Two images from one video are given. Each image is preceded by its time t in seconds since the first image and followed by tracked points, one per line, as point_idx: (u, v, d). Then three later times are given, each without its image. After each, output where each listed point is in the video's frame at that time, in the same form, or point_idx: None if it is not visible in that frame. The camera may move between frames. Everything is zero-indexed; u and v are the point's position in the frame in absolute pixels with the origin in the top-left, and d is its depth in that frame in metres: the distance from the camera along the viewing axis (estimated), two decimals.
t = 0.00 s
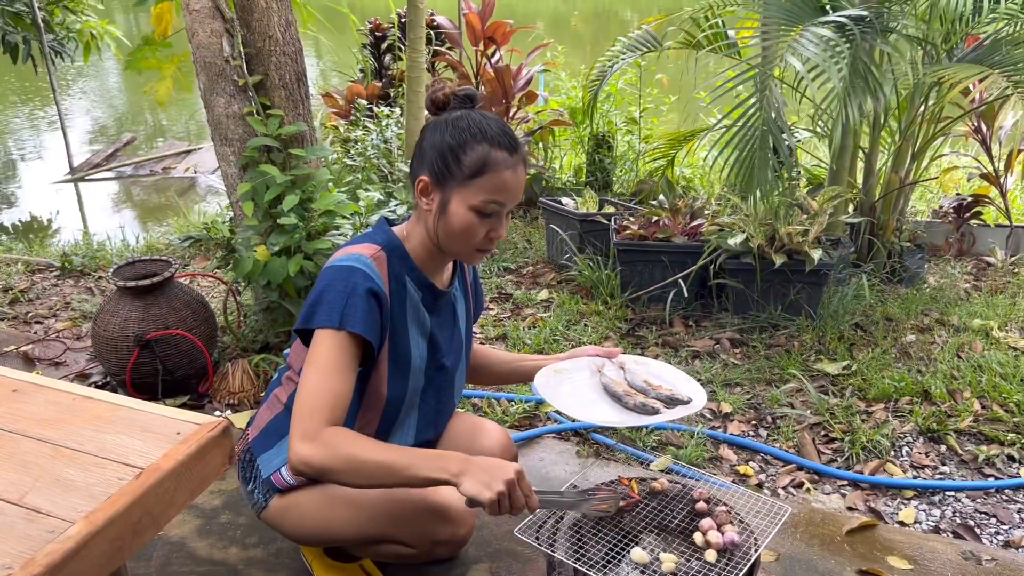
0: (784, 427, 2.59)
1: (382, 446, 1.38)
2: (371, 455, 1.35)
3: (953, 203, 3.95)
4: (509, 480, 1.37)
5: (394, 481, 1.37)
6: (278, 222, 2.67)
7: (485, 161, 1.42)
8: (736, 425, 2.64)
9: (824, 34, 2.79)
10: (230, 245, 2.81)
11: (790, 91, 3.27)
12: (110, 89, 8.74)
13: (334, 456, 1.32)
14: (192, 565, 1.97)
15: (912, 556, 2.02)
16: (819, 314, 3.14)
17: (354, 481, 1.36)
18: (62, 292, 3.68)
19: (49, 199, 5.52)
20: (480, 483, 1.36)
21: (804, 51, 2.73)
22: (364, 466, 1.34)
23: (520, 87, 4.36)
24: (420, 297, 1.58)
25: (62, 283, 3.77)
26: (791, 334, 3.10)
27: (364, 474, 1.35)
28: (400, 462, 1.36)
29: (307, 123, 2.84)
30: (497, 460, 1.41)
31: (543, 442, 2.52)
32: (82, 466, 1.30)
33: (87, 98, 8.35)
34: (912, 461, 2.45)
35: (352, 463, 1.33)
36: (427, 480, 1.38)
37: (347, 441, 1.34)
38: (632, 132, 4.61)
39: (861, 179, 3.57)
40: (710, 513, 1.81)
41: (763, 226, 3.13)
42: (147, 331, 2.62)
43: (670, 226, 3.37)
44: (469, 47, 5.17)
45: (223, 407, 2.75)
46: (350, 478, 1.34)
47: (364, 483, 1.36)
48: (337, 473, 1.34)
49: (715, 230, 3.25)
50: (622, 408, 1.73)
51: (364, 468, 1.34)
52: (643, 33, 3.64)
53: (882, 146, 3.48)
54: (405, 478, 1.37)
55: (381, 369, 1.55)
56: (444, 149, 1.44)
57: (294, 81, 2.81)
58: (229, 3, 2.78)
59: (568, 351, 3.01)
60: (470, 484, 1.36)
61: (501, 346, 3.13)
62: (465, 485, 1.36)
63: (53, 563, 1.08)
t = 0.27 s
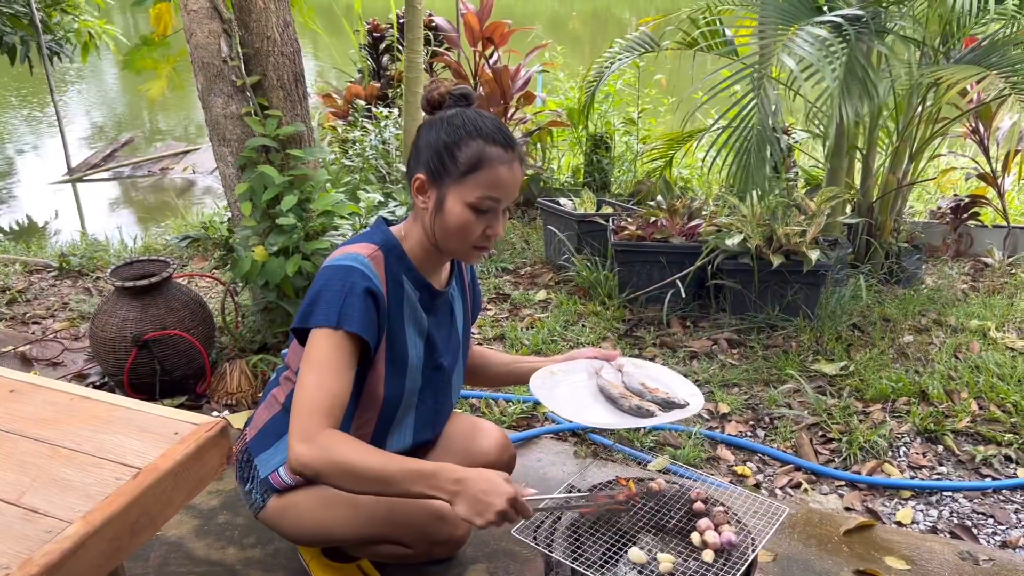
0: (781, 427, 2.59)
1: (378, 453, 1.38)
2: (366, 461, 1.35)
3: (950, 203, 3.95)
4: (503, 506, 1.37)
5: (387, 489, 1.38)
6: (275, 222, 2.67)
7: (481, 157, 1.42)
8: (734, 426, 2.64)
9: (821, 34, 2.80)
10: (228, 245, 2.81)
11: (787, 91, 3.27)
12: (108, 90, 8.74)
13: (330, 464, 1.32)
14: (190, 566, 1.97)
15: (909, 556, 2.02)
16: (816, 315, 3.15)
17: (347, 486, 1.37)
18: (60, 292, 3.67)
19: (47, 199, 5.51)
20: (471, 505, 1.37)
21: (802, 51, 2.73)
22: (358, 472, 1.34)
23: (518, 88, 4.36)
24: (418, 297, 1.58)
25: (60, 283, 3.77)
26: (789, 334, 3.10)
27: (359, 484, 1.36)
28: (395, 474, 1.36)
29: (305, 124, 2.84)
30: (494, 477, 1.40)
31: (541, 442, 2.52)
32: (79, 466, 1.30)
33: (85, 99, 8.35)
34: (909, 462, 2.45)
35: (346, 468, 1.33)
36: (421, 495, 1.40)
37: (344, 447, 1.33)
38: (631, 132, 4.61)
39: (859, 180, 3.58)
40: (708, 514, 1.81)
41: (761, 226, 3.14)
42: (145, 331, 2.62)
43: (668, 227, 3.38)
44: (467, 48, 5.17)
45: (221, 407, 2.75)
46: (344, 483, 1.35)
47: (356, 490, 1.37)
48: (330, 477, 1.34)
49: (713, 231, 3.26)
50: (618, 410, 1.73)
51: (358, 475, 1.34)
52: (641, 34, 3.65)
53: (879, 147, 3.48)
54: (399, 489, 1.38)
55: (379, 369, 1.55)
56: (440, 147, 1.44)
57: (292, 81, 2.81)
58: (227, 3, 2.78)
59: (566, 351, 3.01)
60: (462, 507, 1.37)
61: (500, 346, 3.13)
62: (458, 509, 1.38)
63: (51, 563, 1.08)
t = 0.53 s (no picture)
0: (780, 428, 2.59)
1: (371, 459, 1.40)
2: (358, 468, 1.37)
3: (950, 204, 3.95)
4: (491, 520, 1.41)
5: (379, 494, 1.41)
6: (275, 223, 2.67)
7: (475, 152, 1.43)
8: (733, 426, 2.64)
9: (820, 36, 2.80)
10: (227, 245, 2.81)
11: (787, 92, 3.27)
12: (108, 90, 8.74)
13: (324, 473, 1.35)
14: (188, 566, 1.97)
15: (908, 557, 2.02)
16: (816, 315, 3.14)
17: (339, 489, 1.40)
18: (59, 292, 3.67)
19: (46, 199, 5.51)
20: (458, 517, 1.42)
21: (801, 53, 2.73)
22: (349, 480, 1.37)
23: (517, 88, 4.36)
24: (417, 298, 1.58)
25: (59, 284, 3.77)
26: (788, 335, 3.10)
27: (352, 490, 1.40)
28: (386, 484, 1.39)
29: (304, 124, 2.84)
30: (485, 488, 1.42)
31: (540, 443, 2.52)
32: (78, 467, 1.30)
33: (84, 99, 8.35)
34: (908, 463, 2.45)
35: (338, 475, 1.36)
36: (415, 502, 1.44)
37: (338, 456, 1.35)
38: (630, 133, 4.61)
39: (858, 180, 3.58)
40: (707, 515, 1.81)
41: (760, 227, 3.14)
42: (144, 332, 2.62)
43: (668, 228, 3.38)
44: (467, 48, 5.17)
45: (220, 407, 2.74)
46: (336, 488, 1.39)
47: (348, 492, 1.41)
48: (323, 481, 1.38)
49: (713, 231, 3.26)
50: (614, 415, 1.72)
51: (349, 482, 1.37)
52: (640, 34, 3.65)
53: (878, 148, 3.48)
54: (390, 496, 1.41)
55: (377, 371, 1.55)
56: (434, 144, 1.45)
57: (292, 81, 2.81)
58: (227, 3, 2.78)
59: (565, 352, 3.01)
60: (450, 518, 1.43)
61: (499, 346, 3.13)
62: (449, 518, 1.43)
63: (50, 564, 1.08)
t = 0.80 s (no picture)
0: (781, 428, 2.59)
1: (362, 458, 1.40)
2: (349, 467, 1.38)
3: (950, 204, 3.95)
4: (478, 506, 1.46)
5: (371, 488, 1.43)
6: (275, 222, 2.67)
7: (464, 140, 1.45)
8: (733, 427, 2.64)
9: (823, 36, 2.79)
10: (227, 245, 2.81)
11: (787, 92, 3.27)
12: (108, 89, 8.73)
13: (314, 470, 1.38)
14: (188, 566, 1.97)
15: (908, 558, 2.02)
16: (816, 315, 3.14)
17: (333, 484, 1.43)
18: (58, 292, 3.67)
19: (46, 199, 5.51)
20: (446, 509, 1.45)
21: (806, 54, 2.72)
22: (339, 478, 1.39)
23: (518, 88, 4.36)
24: (418, 299, 1.57)
25: (58, 283, 3.77)
26: (788, 335, 3.10)
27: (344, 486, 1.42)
28: (375, 481, 1.41)
29: (304, 123, 2.83)
30: (469, 477, 1.45)
31: (540, 443, 2.52)
32: (77, 467, 1.29)
33: (84, 98, 8.34)
34: (909, 463, 2.44)
35: (328, 473, 1.38)
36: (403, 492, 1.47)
37: (326, 454, 1.37)
38: (631, 132, 4.61)
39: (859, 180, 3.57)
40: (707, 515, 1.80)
41: (760, 227, 3.13)
42: (144, 331, 2.62)
43: (668, 227, 3.38)
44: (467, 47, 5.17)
45: (219, 407, 2.74)
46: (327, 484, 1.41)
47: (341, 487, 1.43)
48: (315, 478, 1.40)
49: (713, 231, 3.25)
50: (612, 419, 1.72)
51: (340, 479, 1.39)
52: (641, 33, 3.64)
53: (879, 148, 3.48)
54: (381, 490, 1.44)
55: (376, 370, 1.54)
56: (426, 139, 1.49)
57: (292, 81, 2.81)
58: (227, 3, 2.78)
59: (565, 352, 3.01)
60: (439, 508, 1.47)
61: (499, 346, 3.12)
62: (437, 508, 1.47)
63: (49, 564, 1.07)
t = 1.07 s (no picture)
0: (783, 429, 2.58)
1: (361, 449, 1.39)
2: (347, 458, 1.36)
3: (952, 204, 3.95)
4: (474, 498, 1.43)
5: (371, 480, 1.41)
6: (276, 222, 2.66)
7: (462, 141, 1.45)
8: (735, 427, 2.63)
9: (827, 34, 2.79)
10: (229, 245, 2.80)
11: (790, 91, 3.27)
12: (109, 88, 8.73)
13: (311, 463, 1.36)
14: (189, 566, 1.97)
15: (911, 559, 2.01)
16: (818, 315, 3.13)
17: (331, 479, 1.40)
18: (60, 291, 3.67)
19: (47, 198, 5.50)
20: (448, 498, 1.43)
21: (809, 52, 2.72)
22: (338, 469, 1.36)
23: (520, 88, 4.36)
24: (422, 299, 1.57)
25: (60, 283, 3.76)
26: (790, 335, 3.09)
27: (343, 480, 1.40)
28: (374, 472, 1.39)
29: (306, 123, 2.83)
30: (466, 468, 1.43)
31: (542, 443, 2.51)
32: (79, 467, 1.29)
33: (86, 97, 8.34)
34: (911, 464, 2.44)
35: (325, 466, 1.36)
36: (402, 486, 1.45)
37: (324, 446, 1.35)
38: (633, 132, 4.61)
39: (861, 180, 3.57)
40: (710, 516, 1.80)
41: (762, 227, 3.12)
42: (146, 331, 2.61)
43: (670, 227, 3.37)
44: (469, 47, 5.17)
45: (221, 407, 2.74)
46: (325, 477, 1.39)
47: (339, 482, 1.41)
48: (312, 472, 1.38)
49: (715, 231, 3.25)
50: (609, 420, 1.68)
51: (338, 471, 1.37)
52: (643, 32, 3.63)
53: (881, 148, 3.47)
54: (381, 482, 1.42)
55: (377, 367, 1.54)
56: (428, 140, 1.50)
57: (294, 80, 2.81)
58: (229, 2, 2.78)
59: (567, 352, 3.01)
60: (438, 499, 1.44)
61: (501, 346, 3.12)
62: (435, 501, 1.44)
63: (51, 564, 1.07)
